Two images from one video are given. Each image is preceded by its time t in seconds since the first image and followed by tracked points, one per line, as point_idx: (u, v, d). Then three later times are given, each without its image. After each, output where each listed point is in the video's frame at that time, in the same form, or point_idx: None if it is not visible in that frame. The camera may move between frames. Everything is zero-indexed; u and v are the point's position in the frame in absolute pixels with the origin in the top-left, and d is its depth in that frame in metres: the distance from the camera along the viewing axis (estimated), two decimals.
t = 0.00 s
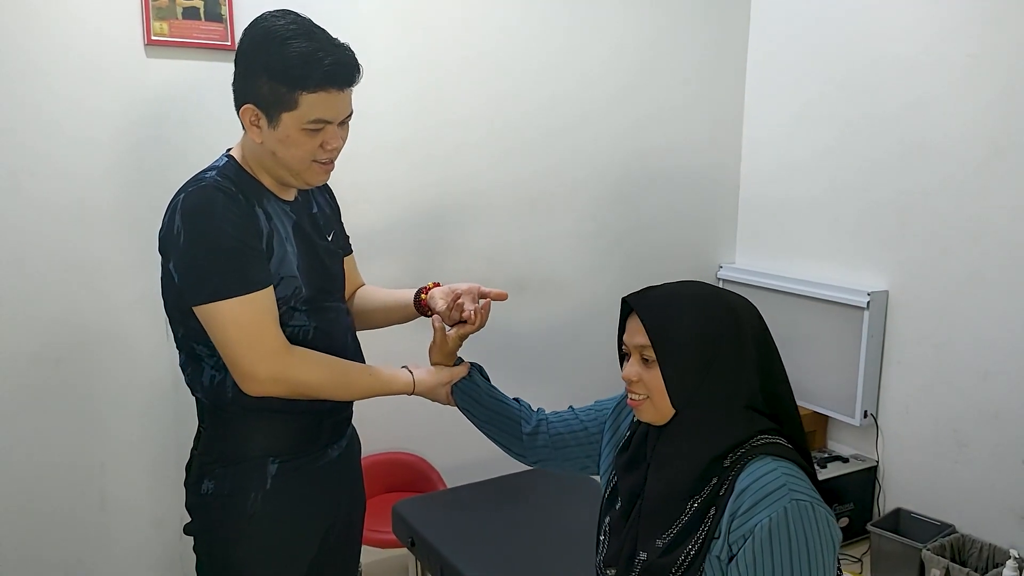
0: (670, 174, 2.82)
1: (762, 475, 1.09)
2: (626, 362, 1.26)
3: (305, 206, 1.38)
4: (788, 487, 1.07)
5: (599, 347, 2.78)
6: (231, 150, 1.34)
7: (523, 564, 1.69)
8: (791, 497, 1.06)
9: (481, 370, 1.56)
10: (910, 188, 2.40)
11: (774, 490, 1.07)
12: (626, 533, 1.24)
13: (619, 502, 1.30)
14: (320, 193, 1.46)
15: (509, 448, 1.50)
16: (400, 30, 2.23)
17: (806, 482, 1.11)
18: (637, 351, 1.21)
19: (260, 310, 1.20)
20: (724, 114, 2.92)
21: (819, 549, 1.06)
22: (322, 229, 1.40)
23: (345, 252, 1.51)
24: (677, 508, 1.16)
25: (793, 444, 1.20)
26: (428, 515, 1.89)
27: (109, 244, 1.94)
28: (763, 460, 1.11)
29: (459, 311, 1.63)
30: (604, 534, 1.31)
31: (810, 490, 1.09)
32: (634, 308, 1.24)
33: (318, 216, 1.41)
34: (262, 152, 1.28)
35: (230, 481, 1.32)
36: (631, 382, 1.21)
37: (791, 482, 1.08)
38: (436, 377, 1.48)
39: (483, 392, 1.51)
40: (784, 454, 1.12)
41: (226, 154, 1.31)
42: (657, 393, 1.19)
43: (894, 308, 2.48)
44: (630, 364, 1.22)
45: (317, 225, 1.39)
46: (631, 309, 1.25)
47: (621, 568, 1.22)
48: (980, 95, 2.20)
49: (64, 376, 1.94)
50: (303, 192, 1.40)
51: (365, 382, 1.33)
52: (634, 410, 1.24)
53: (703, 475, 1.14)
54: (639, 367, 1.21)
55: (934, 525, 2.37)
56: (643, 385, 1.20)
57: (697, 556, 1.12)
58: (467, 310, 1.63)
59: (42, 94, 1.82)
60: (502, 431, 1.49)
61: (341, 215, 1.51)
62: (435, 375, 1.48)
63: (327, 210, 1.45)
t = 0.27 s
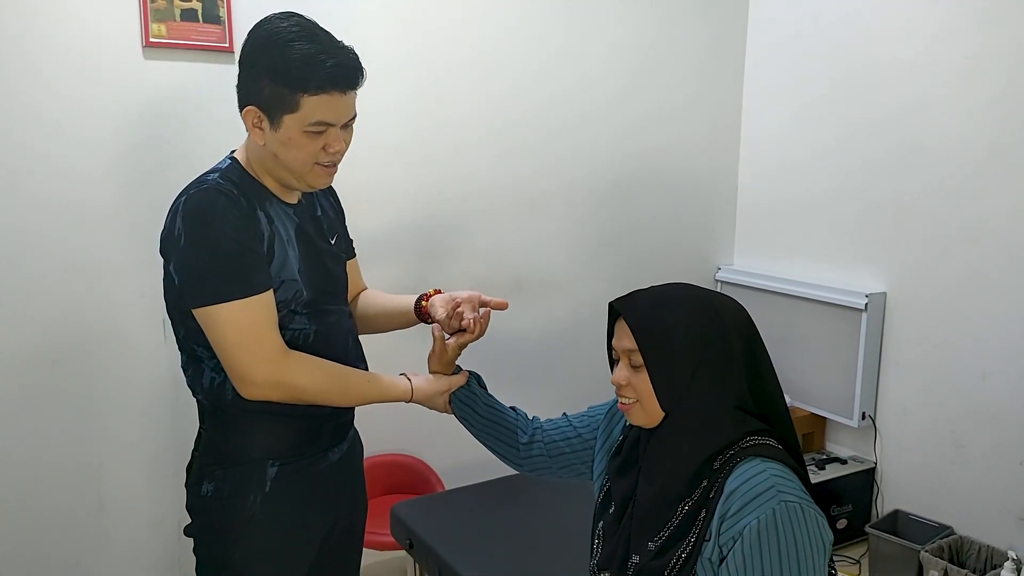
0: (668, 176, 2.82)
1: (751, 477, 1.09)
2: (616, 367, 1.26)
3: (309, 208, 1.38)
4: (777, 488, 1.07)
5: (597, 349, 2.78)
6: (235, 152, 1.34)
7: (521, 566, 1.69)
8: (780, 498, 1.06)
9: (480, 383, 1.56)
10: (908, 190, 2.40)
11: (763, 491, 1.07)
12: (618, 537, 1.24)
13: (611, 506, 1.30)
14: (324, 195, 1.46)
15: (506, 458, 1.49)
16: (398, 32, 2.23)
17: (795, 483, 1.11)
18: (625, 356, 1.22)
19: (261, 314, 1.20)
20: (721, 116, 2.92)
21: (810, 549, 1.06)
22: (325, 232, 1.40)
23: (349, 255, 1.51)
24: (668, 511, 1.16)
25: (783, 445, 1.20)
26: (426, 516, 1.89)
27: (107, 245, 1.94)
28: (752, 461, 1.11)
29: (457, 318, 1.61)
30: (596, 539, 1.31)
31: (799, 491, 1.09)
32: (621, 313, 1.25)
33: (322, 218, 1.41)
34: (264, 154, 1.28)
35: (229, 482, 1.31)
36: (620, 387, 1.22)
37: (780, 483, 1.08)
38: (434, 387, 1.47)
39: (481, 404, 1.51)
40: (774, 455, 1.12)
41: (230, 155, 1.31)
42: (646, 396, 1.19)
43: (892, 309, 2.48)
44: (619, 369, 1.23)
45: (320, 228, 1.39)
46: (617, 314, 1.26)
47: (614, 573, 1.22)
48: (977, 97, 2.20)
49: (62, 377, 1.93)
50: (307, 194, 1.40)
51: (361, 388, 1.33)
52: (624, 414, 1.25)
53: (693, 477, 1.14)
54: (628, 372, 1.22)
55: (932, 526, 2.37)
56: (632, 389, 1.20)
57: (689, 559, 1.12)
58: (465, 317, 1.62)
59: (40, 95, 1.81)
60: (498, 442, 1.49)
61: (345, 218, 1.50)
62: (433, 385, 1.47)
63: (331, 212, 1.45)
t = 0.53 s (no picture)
0: (667, 177, 2.82)
1: (752, 479, 1.09)
2: (620, 362, 1.26)
3: (310, 209, 1.38)
4: (777, 491, 1.07)
5: (596, 350, 2.78)
6: (235, 153, 1.34)
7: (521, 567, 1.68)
8: (780, 501, 1.06)
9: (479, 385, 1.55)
10: (906, 192, 2.40)
11: (764, 494, 1.07)
12: (620, 538, 1.24)
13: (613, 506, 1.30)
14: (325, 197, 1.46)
15: (507, 462, 1.49)
16: (397, 33, 2.23)
17: (796, 485, 1.11)
18: (630, 351, 1.22)
19: (261, 317, 1.20)
20: (720, 118, 2.92)
21: (810, 551, 1.06)
22: (325, 233, 1.40)
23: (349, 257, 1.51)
24: (670, 512, 1.16)
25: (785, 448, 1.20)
26: (425, 518, 1.89)
27: (105, 246, 1.94)
28: (752, 463, 1.11)
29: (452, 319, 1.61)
30: (598, 540, 1.31)
31: (800, 493, 1.09)
32: (627, 309, 1.24)
33: (322, 220, 1.41)
34: (264, 155, 1.27)
35: (228, 484, 1.31)
36: (623, 382, 1.21)
37: (781, 485, 1.08)
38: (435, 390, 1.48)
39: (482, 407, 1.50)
40: (775, 458, 1.12)
41: (230, 157, 1.31)
42: (649, 394, 1.19)
43: (890, 310, 2.48)
44: (624, 364, 1.23)
45: (320, 229, 1.39)
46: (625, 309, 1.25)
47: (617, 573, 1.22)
48: (975, 99, 2.21)
49: (60, 378, 1.93)
50: (308, 195, 1.39)
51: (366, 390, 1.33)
52: (625, 411, 1.24)
53: (695, 479, 1.15)
54: (632, 368, 1.21)
55: (930, 528, 2.38)
56: (636, 386, 1.20)
57: (689, 560, 1.12)
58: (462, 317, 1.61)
59: (38, 96, 1.81)
60: (499, 445, 1.49)
61: (344, 220, 1.50)
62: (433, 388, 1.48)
63: (331, 214, 1.45)
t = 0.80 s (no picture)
0: (665, 178, 2.83)
1: (762, 481, 1.09)
2: (633, 363, 1.26)
3: (306, 211, 1.38)
4: (787, 493, 1.07)
5: (594, 352, 2.78)
6: (231, 155, 1.33)
7: (520, 569, 1.68)
8: (790, 503, 1.06)
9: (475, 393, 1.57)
10: (904, 193, 2.41)
11: (776, 495, 1.07)
12: (629, 537, 1.24)
13: (620, 506, 1.30)
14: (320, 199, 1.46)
15: (519, 463, 1.49)
16: (396, 35, 2.23)
17: (806, 488, 1.11)
18: (642, 354, 1.22)
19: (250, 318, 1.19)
20: (718, 119, 2.93)
21: (818, 554, 1.06)
22: (319, 236, 1.40)
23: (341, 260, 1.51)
24: (679, 511, 1.16)
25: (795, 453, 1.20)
26: (424, 520, 1.88)
27: (103, 247, 1.93)
28: (763, 465, 1.11)
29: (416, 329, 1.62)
30: (605, 539, 1.31)
31: (810, 496, 1.09)
32: (640, 310, 1.24)
33: (317, 222, 1.41)
34: (264, 156, 1.27)
35: (226, 487, 1.31)
36: (635, 384, 1.22)
37: (791, 488, 1.08)
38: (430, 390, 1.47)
39: (478, 412, 1.52)
40: (785, 461, 1.13)
41: (226, 158, 1.31)
42: (660, 397, 1.19)
43: (889, 312, 2.48)
44: (636, 366, 1.23)
45: (315, 232, 1.38)
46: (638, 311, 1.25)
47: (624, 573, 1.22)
48: (973, 101, 2.21)
49: (56, 380, 1.92)
50: (303, 197, 1.39)
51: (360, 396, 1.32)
52: (638, 412, 1.25)
53: (705, 479, 1.15)
54: (643, 370, 1.21)
55: (930, 529, 2.38)
56: (646, 388, 1.20)
57: (697, 560, 1.11)
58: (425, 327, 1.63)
59: (36, 96, 1.81)
60: (507, 448, 1.49)
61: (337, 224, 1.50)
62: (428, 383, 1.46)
63: (325, 217, 1.45)
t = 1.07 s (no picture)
0: (665, 178, 2.82)
1: (770, 481, 1.09)
2: (641, 360, 1.26)
3: (300, 211, 1.37)
4: (795, 493, 1.07)
5: (593, 353, 2.77)
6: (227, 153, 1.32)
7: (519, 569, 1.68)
8: (799, 503, 1.06)
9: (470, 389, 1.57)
10: (903, 194, 2.41)
11: (783, 495, 1.07)
12: (631, 535, 1.23)
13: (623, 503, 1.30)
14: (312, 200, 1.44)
15: (521, 460, 1.49)
16: (396, 34, 2.22)
17: (813, 489, 1.11)
18: (649, 351, 1.22)
19: (231, 314, 1.18)
20: (718, 120, 2.93)
21: (825, 555, 1.07)
22: (313, 237, 1.39)
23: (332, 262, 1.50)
24: (684, 509, 1.15)
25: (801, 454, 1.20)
26: (421, 520, 1.88)
27: (101, 247, 1.93)
28: (771, 465, 1.11)
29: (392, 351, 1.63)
30: (608, 537, 1.31)
31: (817, 497, 1.10)
32: (649, 307, 1.24)
33: (310, 222, 1.39)
34: (267, 153, 1.26)
35: (210, 487, 1.30)
36: (642, 381, 1.22)
37: (799, 488, 1.09)
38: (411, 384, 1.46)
39: (473, 409, 1.52)
40: (793, 461, 1.13)
41: (222, 156, 1.30)
42: (665, 394, 1.19)
43: (888, 312, 2.48)
44: (643, 363, 1.23)
45: (310, 233, 1.37)
46: (647, 307, 1.25)
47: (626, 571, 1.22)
48: (972, 101, 2.21)
49: (54, 379, 1.92)
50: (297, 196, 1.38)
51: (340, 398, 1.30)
52: (644, 409, 1.25)
53: (712, 478, 1.15)
54: (650, 367, 1.21)
55: (928, 529, 2.38)
56: (652, 384, 1.20)
57: (702, 559, 1.11)
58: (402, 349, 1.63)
59: (33, 95, 1.80)
60: (506, 446, 1.49)
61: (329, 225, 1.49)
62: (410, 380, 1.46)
63: (318, 218, 1.44)
